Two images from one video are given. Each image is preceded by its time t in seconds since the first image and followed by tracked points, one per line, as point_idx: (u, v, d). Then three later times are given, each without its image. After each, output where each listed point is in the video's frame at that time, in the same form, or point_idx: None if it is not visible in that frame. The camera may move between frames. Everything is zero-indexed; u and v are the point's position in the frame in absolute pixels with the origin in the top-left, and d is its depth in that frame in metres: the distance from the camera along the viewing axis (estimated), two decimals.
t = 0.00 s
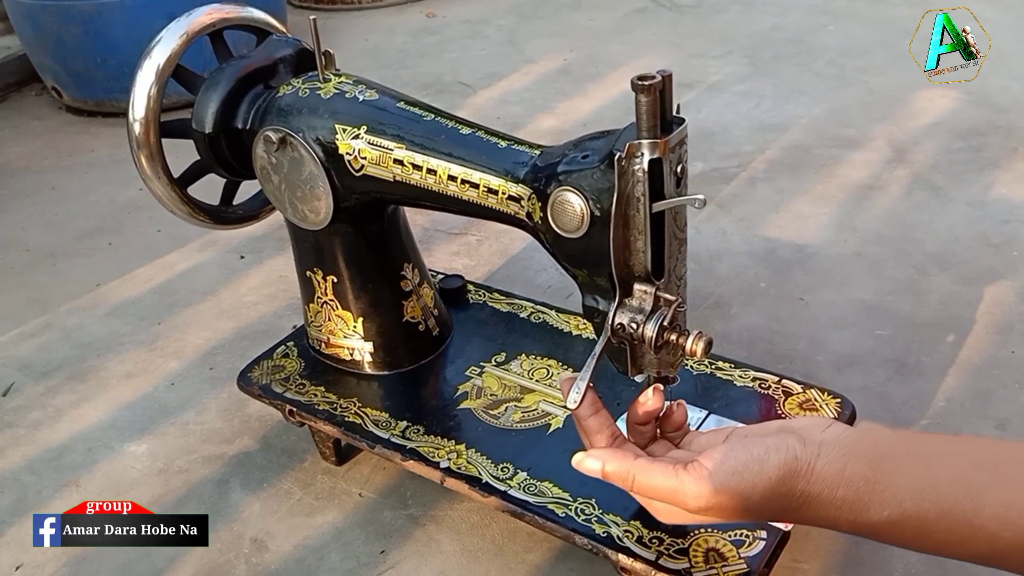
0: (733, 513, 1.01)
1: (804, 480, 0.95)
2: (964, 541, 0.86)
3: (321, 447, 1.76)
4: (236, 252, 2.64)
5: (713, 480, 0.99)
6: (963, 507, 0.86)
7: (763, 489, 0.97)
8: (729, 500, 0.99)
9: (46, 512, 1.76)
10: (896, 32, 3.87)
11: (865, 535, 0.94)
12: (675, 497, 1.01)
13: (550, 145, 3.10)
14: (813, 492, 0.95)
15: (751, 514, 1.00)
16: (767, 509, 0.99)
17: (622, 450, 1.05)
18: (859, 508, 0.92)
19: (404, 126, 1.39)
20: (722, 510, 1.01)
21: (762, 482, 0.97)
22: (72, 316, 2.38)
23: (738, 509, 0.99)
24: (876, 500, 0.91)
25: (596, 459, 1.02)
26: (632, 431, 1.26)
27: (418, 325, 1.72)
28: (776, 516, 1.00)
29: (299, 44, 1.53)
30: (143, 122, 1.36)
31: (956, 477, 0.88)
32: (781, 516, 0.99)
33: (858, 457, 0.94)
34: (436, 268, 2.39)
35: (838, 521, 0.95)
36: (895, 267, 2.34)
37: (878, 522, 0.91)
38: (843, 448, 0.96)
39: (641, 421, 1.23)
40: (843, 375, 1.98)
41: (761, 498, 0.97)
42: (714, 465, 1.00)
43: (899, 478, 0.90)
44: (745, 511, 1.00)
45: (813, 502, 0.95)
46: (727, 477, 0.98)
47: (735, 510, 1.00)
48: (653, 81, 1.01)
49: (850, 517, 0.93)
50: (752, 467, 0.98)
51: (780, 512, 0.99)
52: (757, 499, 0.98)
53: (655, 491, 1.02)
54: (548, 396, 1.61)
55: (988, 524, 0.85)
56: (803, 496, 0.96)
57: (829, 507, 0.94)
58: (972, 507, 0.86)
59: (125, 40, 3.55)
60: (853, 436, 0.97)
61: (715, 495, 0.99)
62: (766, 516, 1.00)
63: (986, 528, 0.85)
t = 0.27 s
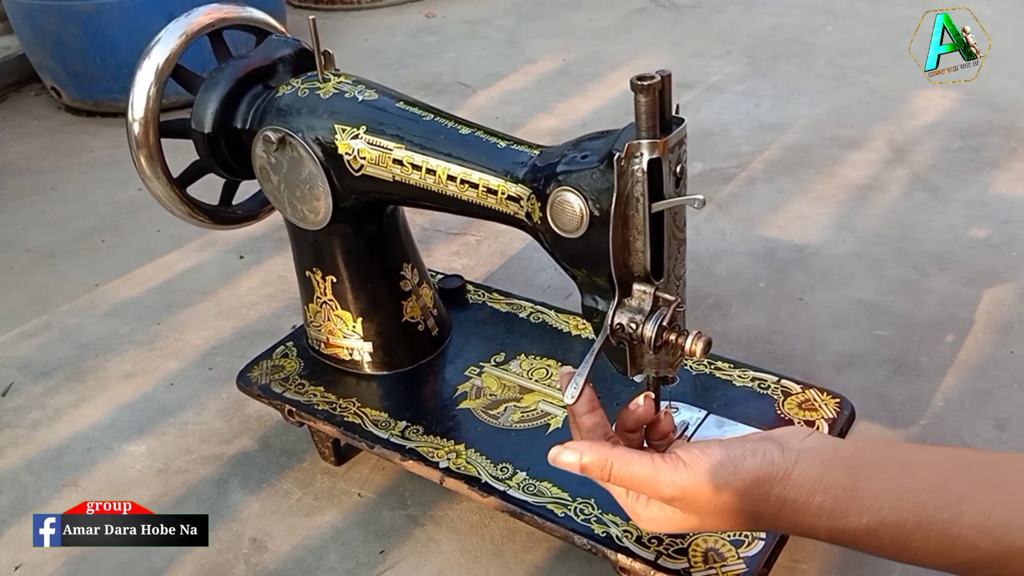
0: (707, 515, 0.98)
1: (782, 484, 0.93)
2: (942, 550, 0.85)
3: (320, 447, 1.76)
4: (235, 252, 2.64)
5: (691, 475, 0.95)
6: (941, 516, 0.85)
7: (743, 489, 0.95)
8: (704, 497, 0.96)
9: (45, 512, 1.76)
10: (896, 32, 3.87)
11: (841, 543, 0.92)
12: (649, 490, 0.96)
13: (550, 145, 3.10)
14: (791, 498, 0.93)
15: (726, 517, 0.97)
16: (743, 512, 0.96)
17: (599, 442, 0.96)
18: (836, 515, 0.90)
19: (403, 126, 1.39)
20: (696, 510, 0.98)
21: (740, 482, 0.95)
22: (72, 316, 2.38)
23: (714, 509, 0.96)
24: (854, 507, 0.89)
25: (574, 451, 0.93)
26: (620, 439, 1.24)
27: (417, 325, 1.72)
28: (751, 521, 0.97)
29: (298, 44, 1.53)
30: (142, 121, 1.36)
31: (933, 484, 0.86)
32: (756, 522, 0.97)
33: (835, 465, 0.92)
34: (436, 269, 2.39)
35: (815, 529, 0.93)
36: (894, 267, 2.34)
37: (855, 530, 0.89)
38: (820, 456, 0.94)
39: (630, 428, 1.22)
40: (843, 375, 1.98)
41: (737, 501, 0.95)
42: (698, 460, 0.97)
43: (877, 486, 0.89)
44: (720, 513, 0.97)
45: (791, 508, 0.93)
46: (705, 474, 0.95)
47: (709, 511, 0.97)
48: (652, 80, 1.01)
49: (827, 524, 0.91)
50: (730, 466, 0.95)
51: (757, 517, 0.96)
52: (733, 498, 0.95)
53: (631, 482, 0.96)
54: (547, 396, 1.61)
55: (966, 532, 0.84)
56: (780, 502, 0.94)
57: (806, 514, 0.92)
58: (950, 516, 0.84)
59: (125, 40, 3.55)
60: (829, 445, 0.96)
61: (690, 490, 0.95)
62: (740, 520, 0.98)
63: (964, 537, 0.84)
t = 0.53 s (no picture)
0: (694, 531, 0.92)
1: (774, 504, 0.87)
2: None
3: (321, 447, 1.76)
4: (236, 252, 2.64)
5: (679, 489, 0.90)
6: (938, 540, 0.78)
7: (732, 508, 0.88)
8: (692, 513, 0.90)
9: (46, 511, 1.76)
10: (896, 32, 3.87)
11: (832, 570, 0.85)
12: (636, 501, 0.92)
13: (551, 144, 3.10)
14: (782, 520, 0.86)
15: (713, 534, 0.91)
16: (730, 532, 0.90)
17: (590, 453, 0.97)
18: (829, 539, 0.83)
19: (404, 126, 1.40)
20: (682, 524, 0.92)
21: (729, 502, 0.88)
22: (73, 315, 2.38)
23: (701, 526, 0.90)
24: (849, 531, 0.82)
25: (567, 461, 0.95)
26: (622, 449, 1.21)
27: (418, 325, 1.72)
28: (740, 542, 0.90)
29: (299, 44, 1.53)
30: (144, 122, 1.36)
31: (931, 507, 0.80)
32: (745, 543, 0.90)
33: (830, 487, 0.86)
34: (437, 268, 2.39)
35: (806, 554, 0.86)
36: (895, 267, 2.34)
37: (850, 555, 0.82)
38: (815, 478, 0.87)
39: (632, 440, 1.18)
40: (843, 375, 1.98)
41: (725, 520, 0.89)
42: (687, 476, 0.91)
43: (873, 509, 0.82)
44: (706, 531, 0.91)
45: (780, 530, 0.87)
46: (694, 490, 0.89)
47: (695, 527, 0.91)
48: (654, 81, 1.01)
49: (819, 548, 0.84)
50: (721, 485, 0.89)
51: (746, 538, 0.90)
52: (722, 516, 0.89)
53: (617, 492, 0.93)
54: (548, 396, 1.62)
55: (964, 558, 0.77)
56: (770, 524, 0.87)
57: (798, 538, 0.85)
58: (949, 539, 0.78)
59: (126, 40, 3.55)
60: (823, 467, 0.89)
61: (678, 504, 0.91)
62: (727, 540, 0.91)
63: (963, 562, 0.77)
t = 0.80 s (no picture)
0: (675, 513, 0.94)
1: (757, 493, 0.89)
2: None
3: (322, 447, 1.76)
4: (237, 252, 2.64)
5: (665, 456, 0.93)
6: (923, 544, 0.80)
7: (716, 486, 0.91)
8: (679, 481, 0.92)
9: (47, 511, 1.76)
10: (897, 32, 3.87)
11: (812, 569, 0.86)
12: (624, 462, 0.97)
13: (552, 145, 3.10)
14: (761, 510, 0.88)
15: (692, 519, 0.92)
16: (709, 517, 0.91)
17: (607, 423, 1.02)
18: (809, 535, 0.85)
19: (405, 126, 1.40)
20: (665, 503, 0.94)
21: (712, 481, 0.91)
22: (74, 315, 2.38)
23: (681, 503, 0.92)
24: (831, 527, 0.84)
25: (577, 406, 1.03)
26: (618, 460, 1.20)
27: (419, 325, 1.72)
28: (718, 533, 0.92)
29: (300, 44, 1.54)
30: (145, 121, 1.37)
31: (917, 513, 0.82)
32: (722, 534, 0.91)
33: (816, 489, 0.88)
34: (437, 269, 2.39)
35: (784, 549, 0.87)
36: (896, 267, 2.34)
37: (830, 551, 0.84)
38: (801, 478, 0.89)
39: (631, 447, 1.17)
40: (844, 375, 1.98)
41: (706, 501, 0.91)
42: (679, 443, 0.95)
43: (857, 509, 0.84)
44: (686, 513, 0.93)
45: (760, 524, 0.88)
46: (680, 461, 0.93)
47: (677, 506, 0.93)
48: (654, 81, 1.01)
49: (799, 541, 0.86)
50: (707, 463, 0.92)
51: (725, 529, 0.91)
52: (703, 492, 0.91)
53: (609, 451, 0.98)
54: (549, 396, 1.62)
55: (950, 563, 0.78)
56: (749, 511, 0.89)
57: (779, 530, 0.87)
58: (934, 544, 0.79)
59: (127, 40, 3.55)
60: (813, 471, 0.90)
61: (667, 468, 0.93)
62: (709, 526, 0.92)
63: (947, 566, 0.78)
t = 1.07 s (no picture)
0: (661, 502, 0.93)
1: (741, 476, 0.88)
2: (903, 564, 0.78)
3: (322, 449, 1.76)
4: (238, 253, 2.65)
5: (655, 439, 0.94)
6: (906, 528, 0.79)
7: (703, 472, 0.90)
8: (667, 461, 0.92)
9: (47, 512, 1.76)
10: (897, 33, 3.88)
11: (792, 549, 0.85)
12: (615, 447, 0.97)
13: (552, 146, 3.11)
14: (743, 490, 0.87)
15: (676, 506, 0.91)
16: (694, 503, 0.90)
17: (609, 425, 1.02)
18: (793, 515, 0.84)
19: (406, 128, 1.40)
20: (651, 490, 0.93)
21: (699, 463, 0.91)
22: (74, 317, 2.39)
23: (667, 489, 0.92)
24: (814, 507, 0.83)
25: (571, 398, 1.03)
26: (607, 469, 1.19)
27: (419, 327, 1.73)
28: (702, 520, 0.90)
29: (301, 46, 1.54)
30: (145, 123, 1.37)
31: (899, 497, 0.80)
32: (706, 521, 0.90)
33: (799, 472, 0.87)
34: (438, 270, 2.39)
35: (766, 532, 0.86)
36: (896, 269, 2.34)
37: (812, 531, 0.83)
38: (788, 464, 0.89)
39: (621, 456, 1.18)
40: (844, 377, 1.99)
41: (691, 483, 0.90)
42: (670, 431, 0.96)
43: (843, 491, 0.83)
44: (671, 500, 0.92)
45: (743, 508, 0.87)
46: (669, 444, 0.93)
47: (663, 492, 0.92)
48: (655, 83, 1.02)
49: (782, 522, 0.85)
50: (694, 448, 0.93)
51: (708, 513, 0.89)
52: (689, 475, 0.91)
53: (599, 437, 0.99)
54: (549, 398, 1.62)
55: (931, 545, 0.77)
56: (731, 491, 0.88)
57: (759, 509, 0.86)
58: (919, 529, 0.78)
59: (128, 41, 3.56)
60: (797, 460, 0.90)
61: (658, 448, 0.93)
62: (691, 510, 0.91)
63: (930, 550, 0.77)
